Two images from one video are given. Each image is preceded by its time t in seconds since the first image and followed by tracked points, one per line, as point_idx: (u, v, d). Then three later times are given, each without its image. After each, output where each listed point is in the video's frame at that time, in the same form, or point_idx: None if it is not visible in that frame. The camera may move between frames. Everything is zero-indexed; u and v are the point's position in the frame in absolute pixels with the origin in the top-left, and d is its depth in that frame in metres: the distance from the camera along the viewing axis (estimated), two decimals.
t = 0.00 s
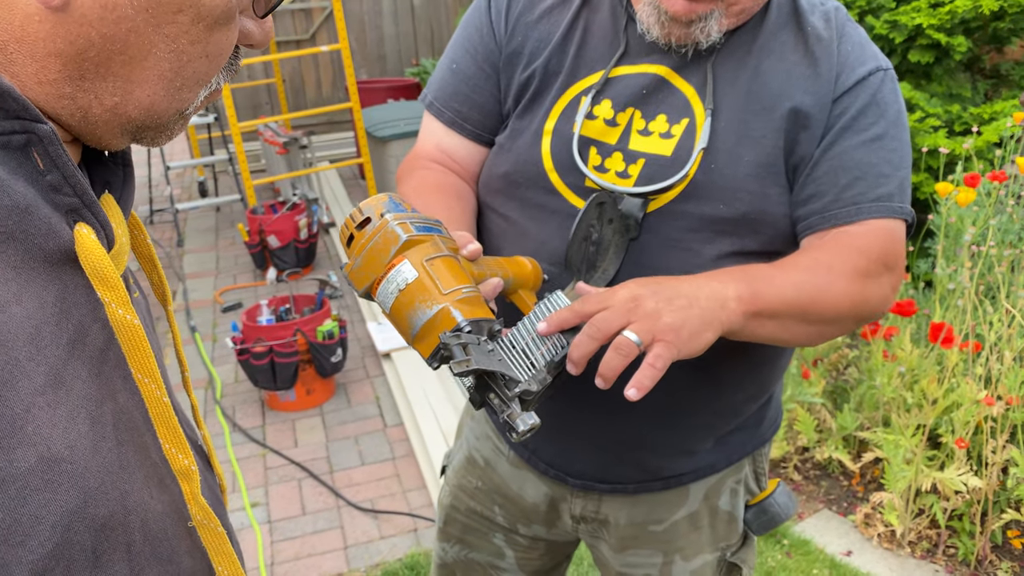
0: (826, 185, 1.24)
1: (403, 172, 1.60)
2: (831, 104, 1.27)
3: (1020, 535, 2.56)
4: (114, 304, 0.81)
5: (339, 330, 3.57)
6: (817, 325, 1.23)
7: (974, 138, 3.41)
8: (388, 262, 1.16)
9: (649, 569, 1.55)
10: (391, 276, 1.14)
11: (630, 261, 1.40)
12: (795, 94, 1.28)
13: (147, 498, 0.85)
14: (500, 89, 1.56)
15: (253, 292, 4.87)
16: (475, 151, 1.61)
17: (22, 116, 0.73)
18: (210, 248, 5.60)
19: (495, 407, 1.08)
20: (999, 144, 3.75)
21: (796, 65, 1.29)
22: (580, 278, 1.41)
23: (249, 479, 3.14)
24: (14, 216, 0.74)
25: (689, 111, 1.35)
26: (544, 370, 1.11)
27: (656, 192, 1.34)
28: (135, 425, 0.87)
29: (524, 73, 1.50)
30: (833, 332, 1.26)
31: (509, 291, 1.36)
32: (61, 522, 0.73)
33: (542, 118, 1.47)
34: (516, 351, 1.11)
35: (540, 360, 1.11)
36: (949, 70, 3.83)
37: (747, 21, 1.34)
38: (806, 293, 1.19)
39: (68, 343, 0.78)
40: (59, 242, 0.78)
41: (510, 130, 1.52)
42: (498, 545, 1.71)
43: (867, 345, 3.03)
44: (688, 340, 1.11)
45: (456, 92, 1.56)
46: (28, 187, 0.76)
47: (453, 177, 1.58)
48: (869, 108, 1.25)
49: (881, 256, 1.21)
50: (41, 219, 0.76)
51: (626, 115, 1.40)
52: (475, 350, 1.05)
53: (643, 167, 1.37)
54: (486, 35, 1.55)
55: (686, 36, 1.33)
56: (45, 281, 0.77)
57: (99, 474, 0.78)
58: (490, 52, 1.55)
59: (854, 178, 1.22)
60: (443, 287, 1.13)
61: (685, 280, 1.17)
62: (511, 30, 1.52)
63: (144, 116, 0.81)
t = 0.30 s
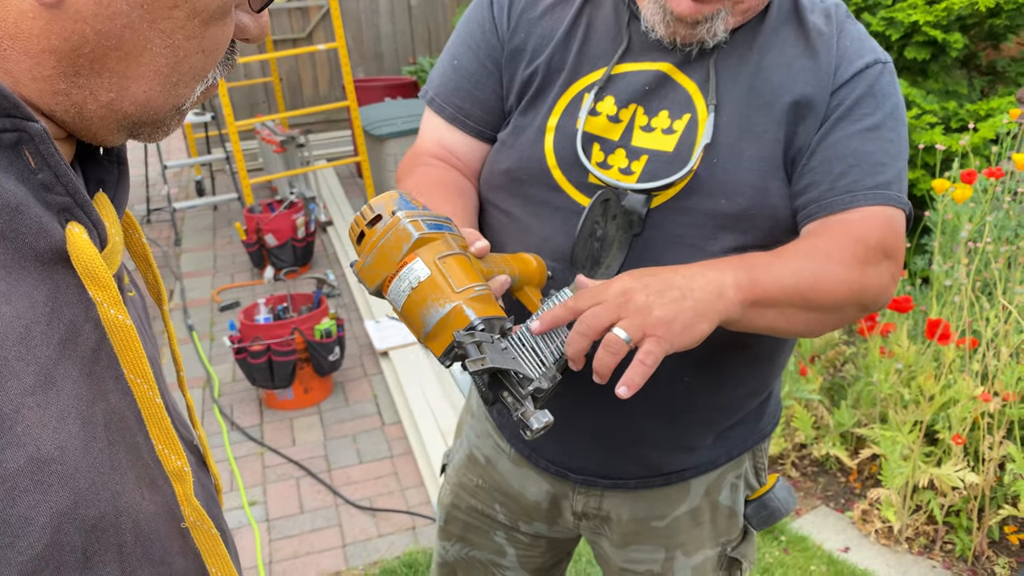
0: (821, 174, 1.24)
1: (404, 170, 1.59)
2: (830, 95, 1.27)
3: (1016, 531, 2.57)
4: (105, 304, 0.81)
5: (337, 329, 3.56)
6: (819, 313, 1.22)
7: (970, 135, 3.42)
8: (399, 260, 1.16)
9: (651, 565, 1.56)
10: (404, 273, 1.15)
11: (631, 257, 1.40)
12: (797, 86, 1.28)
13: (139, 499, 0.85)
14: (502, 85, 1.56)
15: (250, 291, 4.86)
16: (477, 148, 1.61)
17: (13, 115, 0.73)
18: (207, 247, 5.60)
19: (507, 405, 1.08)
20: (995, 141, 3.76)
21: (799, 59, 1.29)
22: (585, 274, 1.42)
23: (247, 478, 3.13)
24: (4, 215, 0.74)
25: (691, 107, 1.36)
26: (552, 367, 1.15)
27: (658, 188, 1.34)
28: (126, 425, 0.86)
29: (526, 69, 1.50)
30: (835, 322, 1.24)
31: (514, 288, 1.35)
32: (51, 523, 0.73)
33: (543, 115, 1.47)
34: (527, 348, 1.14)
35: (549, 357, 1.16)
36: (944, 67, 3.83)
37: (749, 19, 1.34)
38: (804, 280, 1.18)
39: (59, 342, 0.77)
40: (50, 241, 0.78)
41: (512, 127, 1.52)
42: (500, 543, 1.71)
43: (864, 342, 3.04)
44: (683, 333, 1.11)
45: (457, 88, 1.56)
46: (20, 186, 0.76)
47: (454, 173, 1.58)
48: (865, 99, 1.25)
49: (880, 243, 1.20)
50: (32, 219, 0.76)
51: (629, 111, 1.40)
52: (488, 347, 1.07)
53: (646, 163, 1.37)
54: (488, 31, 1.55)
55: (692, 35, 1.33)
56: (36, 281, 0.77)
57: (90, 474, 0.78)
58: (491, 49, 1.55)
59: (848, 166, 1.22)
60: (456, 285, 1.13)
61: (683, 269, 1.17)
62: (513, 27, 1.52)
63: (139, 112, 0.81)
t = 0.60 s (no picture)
0: (821, 168, 1.25)
1: (407, 165, 1.60)
2: (830, 91, 1.28)
3: (1012, 525, 2.58)
4: (103, 299, 0.82)
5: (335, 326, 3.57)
6: (818, 305, 1.23)
7: (966, 132, 3.43)
8: (415, 255, 1.18)
9: (651, 558, 1.57)
10: (419, 269, 1.16)
11: (632, 252, 1.41)
12: (798, 81, 1.29)
13: (138, 496, 0.87)
14: (505, 82, 1.57)
15: (248, 289, 4.87)
16: (480, 143, 1.62)
17: (10, 109, 0.73)
18: (206, 246, 5.60)
19: (524, 399, 1.10)
20: (990, 138, 3.78)
21: (798, 55, 1.31)
22: (590, 265, 1.41)
23: (247, 475, 3.15)
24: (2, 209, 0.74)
25: (692, 102, 1.37)
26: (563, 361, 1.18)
27: (662, 177, 1.35)
28: (125, 421, 0.87)
29: (529, 66, 1.52)
30: (834, 314, 1.25)
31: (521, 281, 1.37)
32: (48, 518, 0.75)
33: (546, 110, 1.49)
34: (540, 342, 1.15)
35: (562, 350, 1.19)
36: (940, 64, 3.85)
37: (751, 15, 1.36)
38: (804, 271, 1.19)
39: (57, 337, 0.79)
40: (47, 236, 0.79)
41: (515, 123, 1.54)
42: (501, 537, 1.73)
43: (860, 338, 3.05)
44: (679, 326, 1.12)
45: (460, 84, 1.57)
46: (18, 180, 0.77)
47: (458, 169, 1.59)
48: (865, 94, 1.26)
49: (881, 236, 1.21)
50: (30, 214, 0.77)
51: (630, 107, 1.41)
52: (506, 342, 1.08)
53: (647, 158, 1.39)
54: (491, 28, 1.56)
55: (694, 30, 1.35)
56: (33, 276, 0.78)
57: (88, 470, 0.80)
58: (495, 45, 1.56)
59: (848, 160, 1.23)
60: (472, 280, 1.15)
61: (683, 261, 1.18)
62: (516, 23, 1.54)
63: (140, 105, 0.82)
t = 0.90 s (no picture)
0: (822, 163, 1.25)
1: (407, 162, 1.60)
2: (830, 86, 1.29)
3: (1008, 522, 2.59)
4: (101, 296, 0.82)
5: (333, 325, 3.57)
6: (820, 296, 1.22)
7: (962, 130, 3.44)
8: (431, 260, 1.19)
9: (651, 554, 1.57)
10: (435, 274, 1.18)
11: (632, 248, 1.41)
12: (798, 77, 1.30)
13: (135, 492, 0.87)
14: (506, 78, 1.57)
15: (245, 287, 4.86)
16: (480, 139, 1.62)
17: (9, 106, 0.73)
18: (203, 245, 5.60)
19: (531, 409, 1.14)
20: (987, 135, 3.79)
21: (797, 50, 1.31)
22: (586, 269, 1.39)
23: (244, 474, 3.14)
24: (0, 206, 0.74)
25: (693, 99, 1.37)
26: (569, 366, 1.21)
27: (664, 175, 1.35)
28: (122, 418, 0.87)
29: (530, 62, 1.52)
30: (835, 307, 1.24)
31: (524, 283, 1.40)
32: (45, 514, 0.75)
33: (547, 106, 1.49)
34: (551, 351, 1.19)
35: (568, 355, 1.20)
36: (937, 62, 3.85)
37: (751, 11, 1.36)
38: (805, 265, 1.18)
39: (54, 334, 0.79)
40: (46, 232, 0.78)
41: (516, 118, 1.54)
42: (500, 534, 1.73)
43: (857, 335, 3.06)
44: (669, 322, 1.13)
45: (461, 80, 1.57)
46: (17, 176, 0.76)
47: (458, 165, 1.59)
48: (864, 89, 1.26)
49: (881, 228, 1.21)
50: (29, 210, 0.76)
51: (631, 103, 1.42)
52: (519, 355, 1.12)
53: (648, 154, 1.39)
54: (491, 24, 1.56)
55: (695, 28, 1.36)
56: (32, 273, 0.78)
57: (85, 467, 0.80)
58: (495, 42, 1.56)
59: (848, 154, 1.23)
60: (488, 289, 1.17)
61: (676, 257, 1.18)
62: (517, 20, 1.54)
63: (140, 101, 0.82)
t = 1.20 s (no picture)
0: (821, 158, 1.26)
1: (407, 161, 1.60)
2: (826, 82, 1.29)
3: (1003, 519, 2.60)
4: (102, 297, 0.83)
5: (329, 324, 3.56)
6: (821, 288, 1.21)
7: (957, 128, 3.45)
8: (434, 266, 1.20)
9: (652, 551, 1.57)
10: (438, 279, 1.18)
11: (632, 246, 1.42)
12: (796, 77, 1.30)
13: (135, 491, 0.86)
14: (504, 77, 1.57)
15: (242, 287, 4.85)
16: (480, 139, 1.62)
17: (12, 107, 0.73)
18: (199, 244, 5.58)
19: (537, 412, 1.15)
20: (981, 134, 3.80)
21: (794, 50, 1.32)
22: (589, 267, 1.40)
23: (241, 473, 3.14)
24: (3, 207, 0.74)
25: (691, 98, 1.38)
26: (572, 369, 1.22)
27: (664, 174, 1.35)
28: (123, 418, 0.87)
29: (529, 61, 1.52)
30: (842, 299, 1.23)
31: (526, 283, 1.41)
32: (47, 515, 0.74)
33: (546, 105, 1.49)
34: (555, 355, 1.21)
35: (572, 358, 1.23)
36: (931, 61, 3.87)
37: (748, 11, 1.37)
38: (809, 258, 1.18)
39: (56, 335, 0.78)
40: (47, 233, 0.79)
41: (514, 117, 1.54)
42: (501, 532, 1.73)
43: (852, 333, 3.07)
44: (679, 321, 1.13)
45: (460, 80, 1.57)
46: (19, 178, 0.77)
47: (458, 165, 1.59)
48: (860, 84, 1.27)
49: (883, 218, 1.20)
50: (31, 211, 0.77)
51: (630, 102, 1.42)
52: (524, 358, 1.12)
53: (647, 153, 1.39)
54: (490, 23, 1.57)
55: (693, 27, 1.36)
56: (33, 273, 0.77)
57: (87, 467, 0.79)
58: (494, 41, 1.56)
59: (846, 148, 1.24)
60: (491, 293, 1.18)
61: (685, 262, 1.17)
62: (516, 20, 1.54)
63: (140, 105, 0.82)
